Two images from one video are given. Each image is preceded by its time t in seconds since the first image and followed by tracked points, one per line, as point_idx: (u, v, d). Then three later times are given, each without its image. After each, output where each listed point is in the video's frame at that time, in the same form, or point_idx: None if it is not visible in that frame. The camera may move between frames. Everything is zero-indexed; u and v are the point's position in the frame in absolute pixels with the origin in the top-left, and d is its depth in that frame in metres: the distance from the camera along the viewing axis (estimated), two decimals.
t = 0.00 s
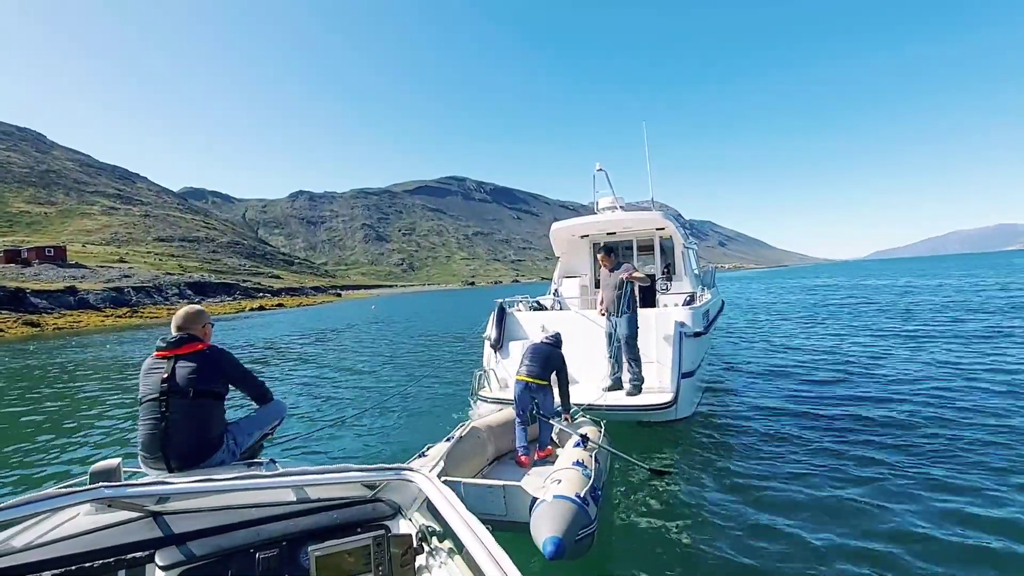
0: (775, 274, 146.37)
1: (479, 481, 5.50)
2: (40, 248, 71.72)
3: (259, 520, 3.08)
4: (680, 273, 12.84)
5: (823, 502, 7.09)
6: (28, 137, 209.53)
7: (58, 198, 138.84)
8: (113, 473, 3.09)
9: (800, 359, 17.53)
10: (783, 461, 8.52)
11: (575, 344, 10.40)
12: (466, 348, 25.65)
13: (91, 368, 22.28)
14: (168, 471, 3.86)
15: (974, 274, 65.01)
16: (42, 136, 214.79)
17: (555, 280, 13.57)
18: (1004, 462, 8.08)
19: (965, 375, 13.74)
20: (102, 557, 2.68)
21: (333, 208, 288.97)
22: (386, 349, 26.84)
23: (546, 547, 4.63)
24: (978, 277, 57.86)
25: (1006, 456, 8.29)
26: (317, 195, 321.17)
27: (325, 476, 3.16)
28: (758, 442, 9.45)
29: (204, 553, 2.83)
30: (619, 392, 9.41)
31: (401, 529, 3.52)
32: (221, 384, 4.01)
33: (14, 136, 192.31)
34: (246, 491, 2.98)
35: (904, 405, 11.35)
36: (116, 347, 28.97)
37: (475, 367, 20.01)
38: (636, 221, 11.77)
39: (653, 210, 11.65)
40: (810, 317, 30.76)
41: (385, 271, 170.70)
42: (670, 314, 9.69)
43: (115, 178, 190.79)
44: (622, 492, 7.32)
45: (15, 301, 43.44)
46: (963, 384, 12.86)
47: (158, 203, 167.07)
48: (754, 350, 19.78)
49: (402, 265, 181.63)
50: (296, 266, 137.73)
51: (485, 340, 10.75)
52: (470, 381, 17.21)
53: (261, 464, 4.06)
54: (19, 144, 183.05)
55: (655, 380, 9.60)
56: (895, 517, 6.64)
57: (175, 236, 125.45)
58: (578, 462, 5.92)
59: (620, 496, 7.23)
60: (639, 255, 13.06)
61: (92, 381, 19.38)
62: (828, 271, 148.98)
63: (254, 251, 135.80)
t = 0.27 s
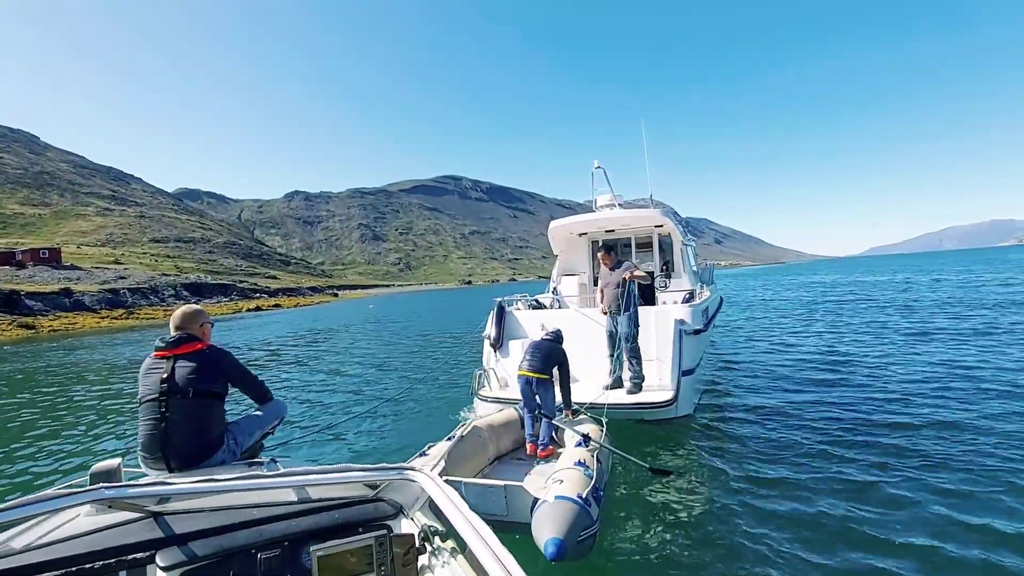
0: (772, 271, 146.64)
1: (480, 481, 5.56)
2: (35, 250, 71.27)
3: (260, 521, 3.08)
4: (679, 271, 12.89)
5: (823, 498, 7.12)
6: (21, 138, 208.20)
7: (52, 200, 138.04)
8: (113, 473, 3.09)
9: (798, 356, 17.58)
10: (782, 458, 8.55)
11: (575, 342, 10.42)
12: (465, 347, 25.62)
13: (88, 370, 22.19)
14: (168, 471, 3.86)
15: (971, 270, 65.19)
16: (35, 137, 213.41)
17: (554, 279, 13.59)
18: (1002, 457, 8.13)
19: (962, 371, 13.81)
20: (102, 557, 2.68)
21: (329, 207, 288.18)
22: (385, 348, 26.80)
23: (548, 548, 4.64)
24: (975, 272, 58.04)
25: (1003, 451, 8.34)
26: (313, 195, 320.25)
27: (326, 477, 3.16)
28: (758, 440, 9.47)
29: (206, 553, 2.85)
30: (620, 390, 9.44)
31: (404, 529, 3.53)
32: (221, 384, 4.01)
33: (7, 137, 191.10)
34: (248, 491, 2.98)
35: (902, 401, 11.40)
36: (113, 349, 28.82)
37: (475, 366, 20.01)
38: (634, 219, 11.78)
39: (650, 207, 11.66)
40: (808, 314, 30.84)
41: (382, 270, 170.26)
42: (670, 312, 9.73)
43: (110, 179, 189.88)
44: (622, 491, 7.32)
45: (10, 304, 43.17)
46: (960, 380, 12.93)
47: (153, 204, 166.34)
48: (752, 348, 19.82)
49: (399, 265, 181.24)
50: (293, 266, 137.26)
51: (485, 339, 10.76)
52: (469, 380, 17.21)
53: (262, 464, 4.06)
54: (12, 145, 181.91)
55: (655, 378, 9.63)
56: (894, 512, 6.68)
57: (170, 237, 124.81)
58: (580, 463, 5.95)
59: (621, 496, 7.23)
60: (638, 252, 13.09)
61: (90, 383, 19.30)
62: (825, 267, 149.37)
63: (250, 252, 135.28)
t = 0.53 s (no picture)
0: (770, 268, 146.81)
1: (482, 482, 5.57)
2: (30, 251, 70.92)
3: (260, 520, 3.09)
4: (678, 268, 12.94)
5: (822, 496, 7.14)
6: (15, 139, 207.15)
7: (48, 201, 137.43)
8: (112, 472, 3.08)
9: (796, 353, 17.62)
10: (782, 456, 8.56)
11: (574, 340, 10.42)
12: (464, 347, 25.60)
13: (85, 371, 22.09)
14: (168, 471, 3.85)
15: (968, 266, 65.38)
16: (29, 138, 212.33)
17: (553, 277, 13.59)
18: (1000, 454, 8.16)
19: (960, 367, 13.85)
20: (101, 557, 2.68)
21: (325, 207, 287.51)
22: (384, 348, 26.78)
23: (551, 550, 4.66)
24: (972, 269, 58.20)
25: (1002, 448, 8.36)
26: (310, 195, 319.54)
27: (326, 476, 3.15)
28: (757, 437, 9.49)
29: (206, 553, 2.87)
30: (621, 387, 9.43)
31: (405, 529, 3.52)
32: (220, 383, 4.00)
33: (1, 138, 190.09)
34: (248, 491, 2.97)
35: (901, 398, 11.43)
36: (110, 350, 28.73)
37: (474, 365, 20.00)
38: (633, 216, 11.78)
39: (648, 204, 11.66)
40: (806, 311, 30.89)
41: (379, 270, 169.92)
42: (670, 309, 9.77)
43: (105, 180, 189.09)
44: (623, 491, 7.33)
45: (5, 305, 42.94)
46: (958, 376, 12.97)
47: (149, 205, 165.77)
48: (751, 345, 19.85)
49: (397, 264, 180.96)
50: (290, 266, 136.93)
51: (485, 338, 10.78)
52: (469, 379, 17.21)
53: (262, 463, 4.05)
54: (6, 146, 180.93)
55: (656, 375, 9.64)
56: (893, 509, 6.69)
57: (166, 238, 124.32)
58: (583, 462, 5.98)
59: (622, 495, 7.24)
60: (636, 250, 13.10)
61: (87, 384, 19.22)
62: (822, 265, 149.69)
63: (247, 252, 134.88)
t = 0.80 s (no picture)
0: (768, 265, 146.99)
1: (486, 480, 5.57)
2: (25, 250, 70.59)
3: (259, 519, 3.09)
4: (676, 265, 13.03)
5: (819, 491, 7.17)
6: (9, 137, 205.98)
7: (43, 200, 136.71)
8: (111, 471, 3.08)
9: (794, 350, 17.66)
10: (780, 452, 8.59)
11: (574, 336, 10.42)
12: (463, 344, 25.60)
13: (83, 370, 22.03)
14: (167, 470, 3.85)
15: (966, 263, 65.55)
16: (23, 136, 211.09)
17: (551, 274, 13.60)
18: (997, 449, 8.20)
19: (957, 363, 13.91)
20: (100, 556, 2.69)
21: (322, 205, 286.78)
22: (383, 346, 26.76)
23: (556, 546, 4.69)
24: (970, 265, 58.30)
25: (998, 443, 8.41)
26: (307, 193, 318.60)
27: (326, 475, 3.16)
28: (755, 433, 9.51)
29: (206, 551, 2.88)
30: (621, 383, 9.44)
31: (405, 527, 3.54)
32: (220, 382, 3.99)
33: None
34: (247, 489, 2.97)
35: (898, 394, 11.48)
36: (108, 350, 28.63)
37: (473, 363, 20.01)
38: (631, 213, 11.80)
39: (647, 201, 11.66)
40: (804, 308, 30.95)
41: (377, 268, 169.63)
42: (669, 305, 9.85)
43: (101, 178, 188.21)
44: (622, 488, 7.35)
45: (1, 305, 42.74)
46: (955, 372, 13.02)
47: (145, 203, 165.07)
48: (749, 342, 19.91)
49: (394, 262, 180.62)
50: (287, 265, 136.60)
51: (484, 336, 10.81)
52: (468, 377, 17.21)
53: (261, 463, 4.04)
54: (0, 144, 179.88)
55: (655, 370, 9.64)
56: (890, 504, 6.73)
57: (163, 236, 123.84)
58: (586, 458, 5.99)
59: (621, 492, 7.26)
60: (634, 246, 13.12)
61: (85, 383, 19.17)
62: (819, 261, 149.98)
63: (244, 251, 134.43)
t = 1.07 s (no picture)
0: (765, 263, 147.31)
1: (488, 477, 5.55)
2: (21, 246, 70.22)
3: (258, 515, 3.07)
4: (674, 261, 13.07)
5: (816, 489, 7.21)
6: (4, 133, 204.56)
7: (38, 196, 136.04)
8: (108, 467, 3.07)
9: (791, 348, 17.74)
10: (777, 449, 8.64)
11: (572, 333, 10.43)
12: (461, 342, 25.65)
13: (80, 367, 22.00)
14: (166, 466, 3.85)
15: (961, 261, 65.90)
16: (17, 133, 209.43)
17: (549, 271, 13.62)
18: (992, 447, 8.25)
19: (953, 362, 13.98)
20: (97, 553, 2.65)
21: (319, 202, 285.99)
22: (381, 343, 26.78)
23: (562, 542, 4.67)
24: (966, 264, 58.55)
25: (993, 441, 8.46)
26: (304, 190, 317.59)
27: (324, 471, 3.20)
28: (753, 431, 9.55)
29: (205, 547, 2.84)
30: (619, 378, 9.45)
31: (403, 524, 3.51)
32: (220, 380, 3.99)
33: None
34: (246, 485, 2.99)
35: (894, 392, 11.55)
36: (104, 347, 28.51)
37: (471, 360, 20.05)
38: (629, 210, 11.82)
39: (645, 198, 11.69)
40: (801, 306, 31.05)
41: (374, 265, 169.39)
42: (667, 299, 9.86)
43: (96, 175, 187.18)
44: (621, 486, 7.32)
45: None
46: (951, 370, 13.10)
47: (141, 200, 164.41)
48: (746, 340, 19.99)
49: (391, 260, 180.28)
50: (284, 262, 136.24)
51: (482, 332, 10.83)
52: (466, 374, 17.27)
53: (261, 458, 4.06)
54: None
55: (653, 366, 9.66)
56: (886, 502, 6.77)
57: (159, 233, 123.30)
58: (588, 454, 6.01)
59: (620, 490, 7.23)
60: (633, 243, 13.14)
61: (83, 381, 19.16)
62: (816, 260, 150.48)
63: (240, 248, 133.94)
